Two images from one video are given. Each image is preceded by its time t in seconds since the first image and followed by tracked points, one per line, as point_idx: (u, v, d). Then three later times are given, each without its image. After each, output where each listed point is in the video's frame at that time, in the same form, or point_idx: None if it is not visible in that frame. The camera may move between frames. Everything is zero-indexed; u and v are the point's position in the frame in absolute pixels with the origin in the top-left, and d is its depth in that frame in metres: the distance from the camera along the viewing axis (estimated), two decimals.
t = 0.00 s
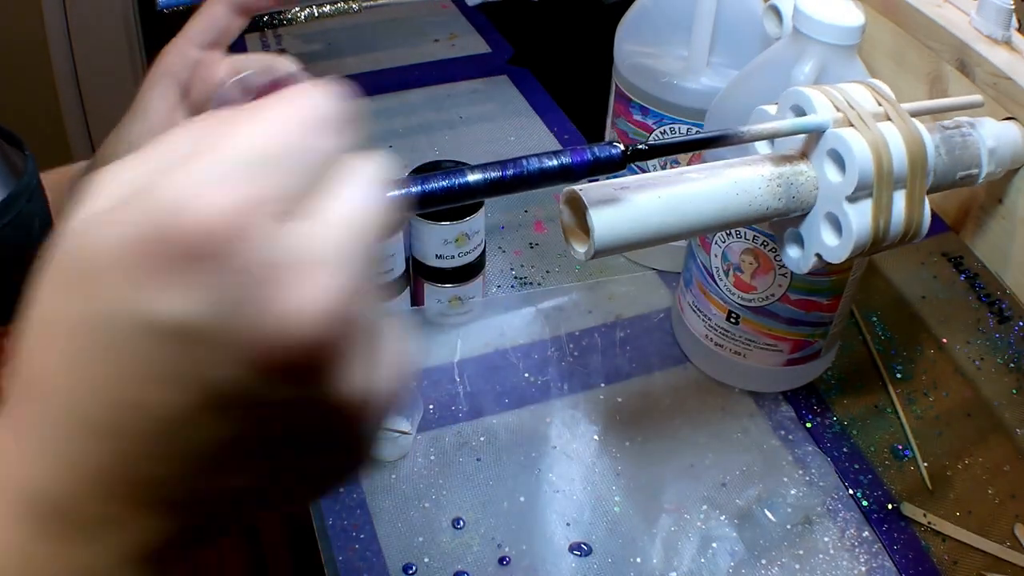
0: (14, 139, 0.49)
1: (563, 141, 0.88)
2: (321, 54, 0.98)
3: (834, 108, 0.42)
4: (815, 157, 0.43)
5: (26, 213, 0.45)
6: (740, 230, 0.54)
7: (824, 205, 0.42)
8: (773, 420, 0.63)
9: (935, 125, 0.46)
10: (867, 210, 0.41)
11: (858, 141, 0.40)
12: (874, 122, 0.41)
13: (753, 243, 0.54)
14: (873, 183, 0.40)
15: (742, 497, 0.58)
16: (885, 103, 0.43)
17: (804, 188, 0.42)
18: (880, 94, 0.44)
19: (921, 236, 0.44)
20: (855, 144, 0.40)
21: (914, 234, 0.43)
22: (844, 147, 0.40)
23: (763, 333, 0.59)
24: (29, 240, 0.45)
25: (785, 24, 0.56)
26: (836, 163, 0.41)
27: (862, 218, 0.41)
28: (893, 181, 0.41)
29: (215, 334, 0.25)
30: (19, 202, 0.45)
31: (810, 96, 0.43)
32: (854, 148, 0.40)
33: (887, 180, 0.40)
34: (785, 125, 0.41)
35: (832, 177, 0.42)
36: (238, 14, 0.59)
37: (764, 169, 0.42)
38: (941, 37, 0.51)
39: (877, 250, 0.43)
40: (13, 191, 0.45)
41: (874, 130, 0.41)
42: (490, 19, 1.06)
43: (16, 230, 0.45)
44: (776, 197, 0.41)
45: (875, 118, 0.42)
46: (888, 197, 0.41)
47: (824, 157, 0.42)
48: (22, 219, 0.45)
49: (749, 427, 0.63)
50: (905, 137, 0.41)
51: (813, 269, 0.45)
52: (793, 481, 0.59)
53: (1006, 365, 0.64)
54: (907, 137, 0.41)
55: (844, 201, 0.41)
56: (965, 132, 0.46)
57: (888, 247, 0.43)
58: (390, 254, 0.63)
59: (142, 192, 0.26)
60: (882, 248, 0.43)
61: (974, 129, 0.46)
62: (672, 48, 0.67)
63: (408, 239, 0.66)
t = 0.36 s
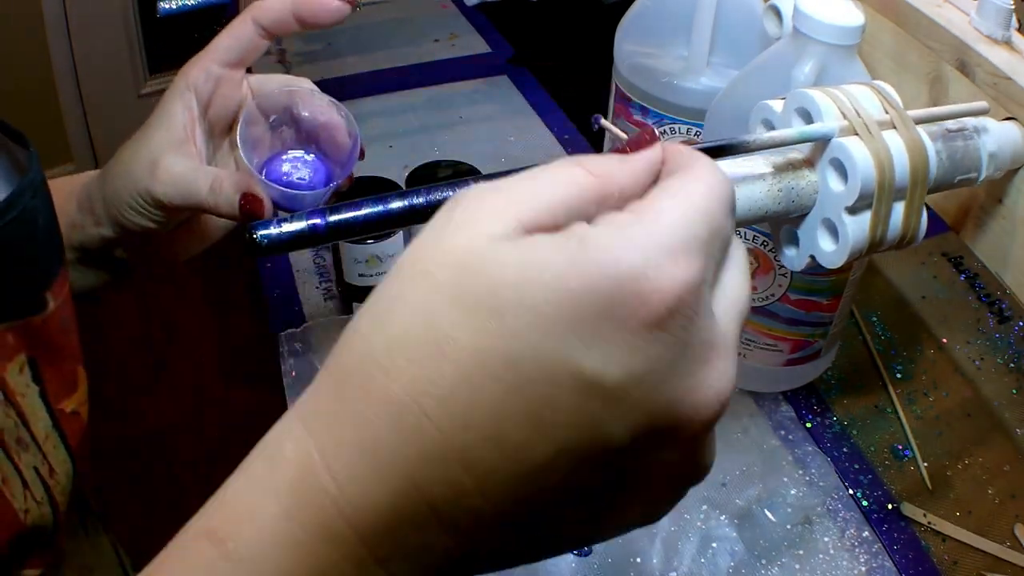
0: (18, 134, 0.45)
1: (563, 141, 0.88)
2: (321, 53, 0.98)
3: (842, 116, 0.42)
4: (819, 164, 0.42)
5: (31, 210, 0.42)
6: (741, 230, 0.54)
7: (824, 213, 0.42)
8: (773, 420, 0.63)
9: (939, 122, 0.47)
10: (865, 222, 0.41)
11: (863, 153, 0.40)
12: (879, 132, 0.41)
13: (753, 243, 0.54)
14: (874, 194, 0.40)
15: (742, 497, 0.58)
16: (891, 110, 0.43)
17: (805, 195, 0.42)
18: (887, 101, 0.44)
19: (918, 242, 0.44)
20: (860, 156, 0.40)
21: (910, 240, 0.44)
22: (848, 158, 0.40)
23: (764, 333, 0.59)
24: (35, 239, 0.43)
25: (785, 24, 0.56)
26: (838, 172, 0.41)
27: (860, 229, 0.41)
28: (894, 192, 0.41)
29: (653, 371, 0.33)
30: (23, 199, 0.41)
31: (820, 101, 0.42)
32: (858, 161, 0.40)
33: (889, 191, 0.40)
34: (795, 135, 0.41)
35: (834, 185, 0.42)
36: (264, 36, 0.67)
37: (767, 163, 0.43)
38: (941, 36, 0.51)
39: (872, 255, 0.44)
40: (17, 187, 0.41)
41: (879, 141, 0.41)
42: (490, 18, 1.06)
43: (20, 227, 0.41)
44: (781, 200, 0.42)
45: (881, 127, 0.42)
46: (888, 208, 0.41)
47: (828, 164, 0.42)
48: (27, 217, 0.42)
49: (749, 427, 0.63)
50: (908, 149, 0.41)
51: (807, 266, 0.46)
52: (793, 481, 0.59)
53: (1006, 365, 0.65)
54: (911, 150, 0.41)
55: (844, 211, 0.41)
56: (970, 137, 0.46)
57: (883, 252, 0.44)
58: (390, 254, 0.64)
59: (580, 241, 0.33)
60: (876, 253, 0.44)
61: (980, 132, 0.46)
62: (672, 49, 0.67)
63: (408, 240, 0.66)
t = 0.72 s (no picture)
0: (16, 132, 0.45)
1: (563, 140, 0.88)
2: (321, 53, 0.98)
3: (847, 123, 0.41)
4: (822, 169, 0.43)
5: (30, 207, 0.43)
6: (740, 230, 0.54)
7: (823, 216, 0.43)
8: (773, 420, 0.63)
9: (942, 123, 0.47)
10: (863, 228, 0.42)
11: (866, 163, 0.40)
12: (883, 139, 0.41)
13: (753, 243, 0.54)
14: (873, 203, 0.41)
15: (742, 497, 0.58)
16: (896, 116, 0.42)
17: (802, 197, 0.43)
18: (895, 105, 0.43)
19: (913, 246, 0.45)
20: (863, 168, 0.40)
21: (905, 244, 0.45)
22: (849, 167, 0.40)
23: (763, 333, 0.59)
24: (35, 233, 0.44)
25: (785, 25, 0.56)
26: (838, 177, 0.42)
27: (857, 235, 0.42)
28: (893, 202, 0.41)
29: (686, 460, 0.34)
30: (23, 196, 0.42)
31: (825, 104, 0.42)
32: (860, 172, 0.40)
33: (888, 202, 0.41)
34: (798, 142, 0.40)
35: (834, 190, 0.42)
36: (251, 46, 0.69)
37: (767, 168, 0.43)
38: (941, 37, 0.51)
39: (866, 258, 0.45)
40: (15, 184, 0.42)
41: (883, 150, 0.40)
42: (490, 18, 1.06)
43: (19, 222, 0.42)
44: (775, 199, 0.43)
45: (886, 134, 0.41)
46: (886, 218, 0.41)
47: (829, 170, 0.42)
48: (27, 215, 0.43)
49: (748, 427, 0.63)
50: (912, 157, 0.41)
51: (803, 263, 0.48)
52: (793, 481, 0.59)
53: (1006, 365, 0.66)
54: (915, 159, 0.41)
55: (842, 219, 0.42)
56: (971, 139, 0.46)
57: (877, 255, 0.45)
58: (390, 254, 0.64)
59: (623, 327, 0.33)
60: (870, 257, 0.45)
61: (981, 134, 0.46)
62: (672, 49, 0.67)
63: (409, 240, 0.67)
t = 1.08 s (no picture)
0: (13, 129, 0.45)
1: (563, 140, 0.88)
2: (320, 53, 0.98)
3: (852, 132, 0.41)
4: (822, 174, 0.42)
5: (27, 205, 0.42)
6: (741, 229, 0.54)
7: (820, 220, 0.43)
8: (773, 420, 0.63)
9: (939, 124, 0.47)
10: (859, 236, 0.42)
11: (868, 174, 0.40)
12: (887, 149, 0.41)
13: (753, 243, 0.54)
14: (873, 213, 0.41)
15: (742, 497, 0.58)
16: (902, 125, 0.42)
17: (801, 199, 0.43)
18: (901, 114, 0.42)
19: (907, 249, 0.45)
20: (864, 178, 0.40)
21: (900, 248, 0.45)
22: (849, 176, 0.40)
23: (763, 333, 0.59)
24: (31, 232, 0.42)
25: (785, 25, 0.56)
26: (837, 184, 0.41)
27: (853, 241, 0.42)
28: (893, 212, 0.41)
29: None
30: (20, 193, 0.41)
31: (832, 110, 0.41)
32: (861, 183, 0.40)
33: (886, 213, 0.41)
34: (802, 151, 0.40)
35: (833, 196, 0.42)
36: (243, 57, 0.69)
37: (769, 174, 0.43)
38: (941, 36, 0.51)
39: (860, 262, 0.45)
40: (12, 181, 0.41)
41: (886, 160, 0.40)
42: (490, 18, 1.06)
43: (15, 220, 0.41)
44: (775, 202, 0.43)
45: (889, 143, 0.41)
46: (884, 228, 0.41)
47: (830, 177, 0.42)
48: (24, 213, 0.42)
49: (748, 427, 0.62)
50: (914, 168, 0.41)
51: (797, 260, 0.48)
52: (793, 481, 0.59)
53: (1005, 364, 0.66)
54: (917, 171, 0.41)
55: (839, 228, 0.42)
56: (971, 140, 0.46)
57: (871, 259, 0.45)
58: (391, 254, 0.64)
59: (598, 469, 0.35)
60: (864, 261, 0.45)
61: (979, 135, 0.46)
62: (672, 49, 0.67)
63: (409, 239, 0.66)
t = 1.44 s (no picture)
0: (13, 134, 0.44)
1: (563, 140, 0.88)
2: (321, 53, 0.98)
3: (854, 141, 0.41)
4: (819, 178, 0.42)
5: (23, 210, 0.41)
6: (740, 229, 0.54)
7: (817, 224, 0.43)
8: (773, 420, 0.63)
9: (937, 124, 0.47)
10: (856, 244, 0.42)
11: (869, 184, 0.40)
12: (889, 159, 0.41)
13: (753, 243, 0.54)
14: (871, 223, 0.41)
15: (742, 497, 0.58)
16: (906, 134, 0.42)
17: (802, 204, 0.42)
18: (907, 123, 0.42)
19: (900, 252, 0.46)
20: (864, 190, 0.39)
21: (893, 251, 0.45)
22: (849, 185, 0.40)
23: (764, 333, 0.59)
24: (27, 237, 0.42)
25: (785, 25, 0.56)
26: (835, 192, 0.41)
27: (849, 248, 0.42)
28: (890, 222, 0.41)
29: None
30: (16, 199, 0.40)
31: (836, 118, 0.41)
32: (861, 194, 0.39)
33: (884, 224, 0.41)
34: (802, 162, 0.40)
35: (831, 203, 0.42)
36: (235, 148, 0.67)
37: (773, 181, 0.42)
38: (941, 37, 0.51)
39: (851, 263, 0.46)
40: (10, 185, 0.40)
41: (887, 171, 0.40)
42: (490, 18, 1.06)
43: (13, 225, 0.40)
44: (776, 207, 0.42)
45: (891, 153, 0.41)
46: (880, 236, 0.42)
47: (831, 184, 0.42)
48: (20, 217, 0.41)
49: (749, 427, 0.62)
50: (914, 178, 0.41)
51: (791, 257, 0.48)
52: (793, 481, 0.59)
53: (1006, 365, 0.65)
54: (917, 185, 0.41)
55: (836, 235, 0.42)
56: (972, 146, 0.46)
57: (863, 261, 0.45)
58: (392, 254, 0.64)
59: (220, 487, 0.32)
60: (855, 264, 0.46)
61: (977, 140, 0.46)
62: (673, 49, 0.67)
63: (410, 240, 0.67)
